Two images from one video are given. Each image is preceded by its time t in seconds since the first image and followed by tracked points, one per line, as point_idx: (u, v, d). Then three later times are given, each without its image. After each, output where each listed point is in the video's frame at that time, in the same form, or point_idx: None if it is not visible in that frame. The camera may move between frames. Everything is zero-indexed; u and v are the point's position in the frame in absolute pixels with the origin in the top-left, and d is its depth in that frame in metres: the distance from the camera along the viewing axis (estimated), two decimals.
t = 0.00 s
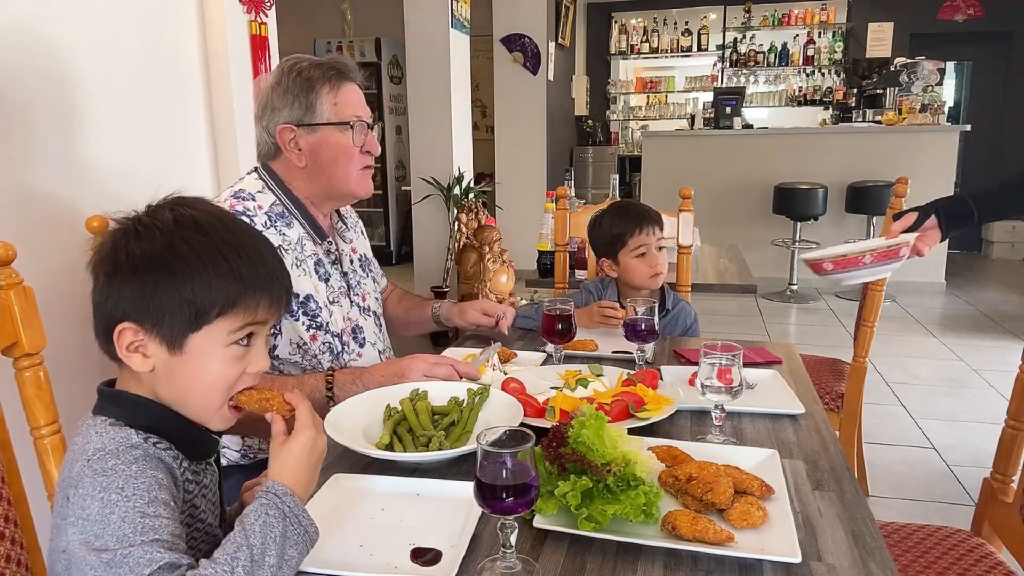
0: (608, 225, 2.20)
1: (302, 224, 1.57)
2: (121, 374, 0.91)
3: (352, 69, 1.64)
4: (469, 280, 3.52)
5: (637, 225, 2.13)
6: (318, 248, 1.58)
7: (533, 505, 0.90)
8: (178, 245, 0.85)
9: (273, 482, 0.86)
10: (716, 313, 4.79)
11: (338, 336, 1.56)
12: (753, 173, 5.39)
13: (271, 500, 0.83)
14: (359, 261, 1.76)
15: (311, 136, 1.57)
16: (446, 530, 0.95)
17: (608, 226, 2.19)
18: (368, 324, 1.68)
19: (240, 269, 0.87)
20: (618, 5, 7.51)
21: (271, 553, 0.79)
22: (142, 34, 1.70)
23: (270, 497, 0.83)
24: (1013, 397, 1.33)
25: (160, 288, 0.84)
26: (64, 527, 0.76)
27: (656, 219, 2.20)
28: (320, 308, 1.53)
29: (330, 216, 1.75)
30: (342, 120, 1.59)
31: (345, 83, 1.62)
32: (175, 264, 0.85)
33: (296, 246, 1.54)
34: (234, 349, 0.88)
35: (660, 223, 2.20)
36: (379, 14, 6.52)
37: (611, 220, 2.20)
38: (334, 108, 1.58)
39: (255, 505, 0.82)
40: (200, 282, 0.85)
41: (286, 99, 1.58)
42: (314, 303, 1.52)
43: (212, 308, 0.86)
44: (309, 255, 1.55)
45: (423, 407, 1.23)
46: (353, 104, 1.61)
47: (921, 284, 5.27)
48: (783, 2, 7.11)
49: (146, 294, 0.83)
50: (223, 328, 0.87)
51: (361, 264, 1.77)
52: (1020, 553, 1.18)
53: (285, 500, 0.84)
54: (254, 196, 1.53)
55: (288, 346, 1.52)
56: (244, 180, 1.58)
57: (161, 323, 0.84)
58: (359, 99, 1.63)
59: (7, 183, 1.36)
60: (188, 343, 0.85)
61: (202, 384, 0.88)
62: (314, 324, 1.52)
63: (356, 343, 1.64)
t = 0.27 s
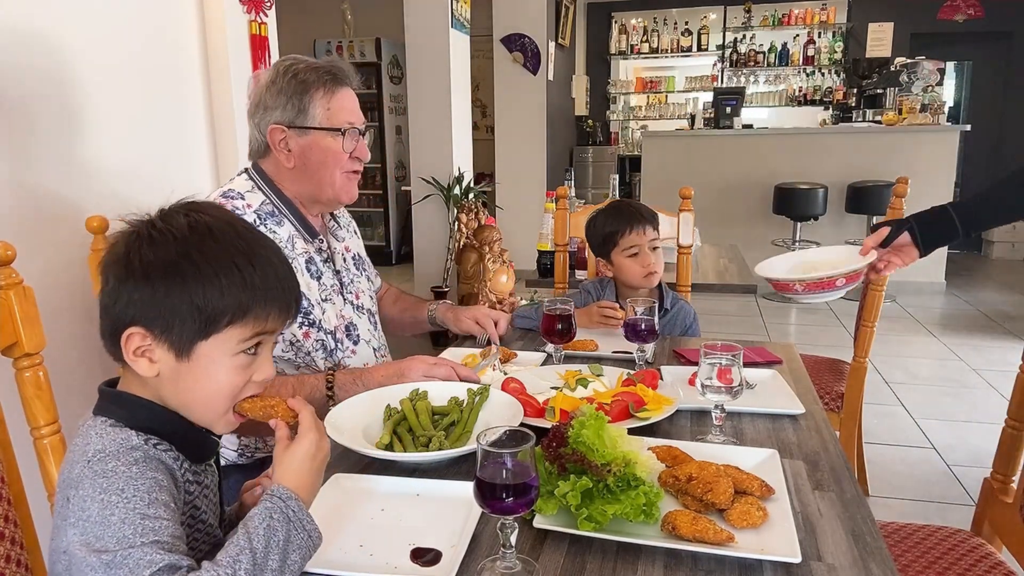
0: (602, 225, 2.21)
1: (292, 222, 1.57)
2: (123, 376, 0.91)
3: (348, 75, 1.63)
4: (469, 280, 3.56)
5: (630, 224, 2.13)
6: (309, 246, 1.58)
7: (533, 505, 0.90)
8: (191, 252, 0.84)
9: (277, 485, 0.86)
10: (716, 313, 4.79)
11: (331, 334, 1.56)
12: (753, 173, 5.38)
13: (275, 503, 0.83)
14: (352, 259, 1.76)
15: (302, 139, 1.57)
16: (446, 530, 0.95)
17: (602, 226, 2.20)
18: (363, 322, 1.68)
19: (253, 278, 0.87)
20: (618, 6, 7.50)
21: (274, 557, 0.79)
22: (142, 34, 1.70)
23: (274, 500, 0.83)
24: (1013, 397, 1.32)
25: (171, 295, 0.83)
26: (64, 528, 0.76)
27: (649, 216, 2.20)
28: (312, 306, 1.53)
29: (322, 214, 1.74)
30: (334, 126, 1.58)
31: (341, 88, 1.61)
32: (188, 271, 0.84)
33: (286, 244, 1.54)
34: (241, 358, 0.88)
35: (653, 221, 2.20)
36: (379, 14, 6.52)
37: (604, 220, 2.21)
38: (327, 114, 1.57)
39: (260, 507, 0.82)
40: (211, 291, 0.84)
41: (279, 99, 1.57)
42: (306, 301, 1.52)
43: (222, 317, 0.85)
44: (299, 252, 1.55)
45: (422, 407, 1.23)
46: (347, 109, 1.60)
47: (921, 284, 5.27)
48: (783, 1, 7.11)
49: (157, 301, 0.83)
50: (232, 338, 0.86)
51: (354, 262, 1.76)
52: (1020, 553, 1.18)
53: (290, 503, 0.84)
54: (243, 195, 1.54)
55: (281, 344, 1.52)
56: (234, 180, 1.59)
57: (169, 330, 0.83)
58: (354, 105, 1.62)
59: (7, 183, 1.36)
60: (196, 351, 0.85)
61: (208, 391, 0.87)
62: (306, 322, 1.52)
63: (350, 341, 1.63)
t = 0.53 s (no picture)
0: (601, 224, 2.21)
1: (288, 221, 1.57)
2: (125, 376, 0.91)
3: (347, 82, 1.63)
4: (469, 280, 3.55)
5: (628, 225, 2.13)
6: (305, 245, 1.58)
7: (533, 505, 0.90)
8: (204, 255, 0.84)
9: (285, 488, 0.86)
10: (716, 313, 4.79)
11: (327, 332, 1.56)
12: (753, 173, 5.38)
13: (283, 506, 0.83)
14: (348, 257, 1.76)
15: (296, 141, 1.57)
16: (446, 530, 0.95)
17: (601, 226, 2.21)
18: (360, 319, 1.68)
19: (263, 285, 0.87)
20: (618, 5, 7.50)
21: (280, 560, 0.79)
22: (141, 34, 1.70)
23: (282, 503, 0.83)
24: (1013, 397, 1.32)
25: (180, 297, 0.83)
26: (65, 527, 0.76)
27: (648, 216, 2.20)
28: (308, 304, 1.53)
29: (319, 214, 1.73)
30: (327, 130, 1.58)
31: (338, 93, 1.61)
32: (199, 274, 0.83)
33: (281, 242, 1.54)
34: (245, 363, 0.88)
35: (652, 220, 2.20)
36: (379, 14, 6.52)
37: (603, 220, 2.22)
38: (322, 117, 1.57)
39: (267, 509, 0.83)
40: (222, 296, 0.84)
41: (274, 100, 1.57)
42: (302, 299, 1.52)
43: (230, 322, 0.85)
44: (295, 251, 1.54)
45: (422, 407, 1.23)
46: (342, 114, 1.60)
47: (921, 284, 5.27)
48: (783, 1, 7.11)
49: (166, 301, 0.82)
50: (238, 342, 0.86)
51: (351, 260, 1.76)
52: (1019, 553, 1.18)
53: (297, 507, 0.84)
54: (238, 195, 1.54)
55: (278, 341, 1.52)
56: (229, 180, 1.60)
57: (177, 333, 0.83)
58: (349, 110, 1.62)
59: (7, 183, 1.36)
60: (202, 354, 0.85)
61: (211, 395, 0.87)
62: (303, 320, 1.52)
63: (348, 339, 1.63)
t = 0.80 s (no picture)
0: (599, 222, 2.21)
1: (289, 221, 1.57)
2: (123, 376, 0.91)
3: (343, 74, 1.62)
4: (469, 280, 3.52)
5: (626, 221, 2.13)
6: (307, 244, 1.58)
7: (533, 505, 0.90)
8: (209, 259, 0.84)
9: (309, 505, 0.84)
10: (716, 313, 4.79)
11: (330, 331, 1.56)
12: (753, 173, 5.38)
13: (303, 523, 0.81)
14: (350, 256, 1.76)
15: (298, 136, 1.56)
16: (446, 530, 0.95)
17: (599, 223, 2.21)
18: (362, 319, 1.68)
19: (265, 292, 0.87)
20: (618, 5, 7.50)
21: None
22: (141, 34, 1.70)
23: (303, 520, 0.82)
24: (1013, 397, 1.32)
25: (182, 299, 0.83)
26: (66, 529, 0.76)
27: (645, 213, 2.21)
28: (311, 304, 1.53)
29: (319, 213, 1.73)
30: (329, 123, 1.58)
31: (336, 87, 1.60)
32: (203, 278, 0.84)
33: (284, 242, 1.54)
34: (243, 370, 0.88)
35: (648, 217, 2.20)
36: (379, 14, 6.52)
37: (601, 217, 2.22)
38: (323, 111, 1.57)
39: (287, 524, 0.81)
40: (223, 301, 0.84)
41: (275, 96, 1.56)
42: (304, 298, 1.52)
43: (230, 327, 0.85)
44: (297, 250, 1.54)
45: (422, 407, 1.23)
46: (342, 108, 1.59)
47: (921, 284, 5.27)
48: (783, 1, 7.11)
49: (167, 302, 0.82)
50: (237, 348, 0.86)
51: (352, 260, 1.76)
52: (1020, 552, 1.18)
53: (317, 526, 0.82)
54: (240, 195, 1.54)
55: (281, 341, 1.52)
56: (230, 180, 1.59)
57: (176, 335, 0.83)
58: (349, 103, 1.61)
59: (7, 182, 1.36)
60: (199, 358, 0.85)
61: (207, 399, 0.87)
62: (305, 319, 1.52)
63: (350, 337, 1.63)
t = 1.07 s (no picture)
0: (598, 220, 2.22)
1: (291, 219, 1.57)
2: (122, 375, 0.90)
3: (344, 71, 1.63)
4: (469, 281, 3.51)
5: (625, 218, 2.13)
6: (308, 242, 1.58)
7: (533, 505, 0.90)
8: (198, 250, 0.84)
9: (324, 517, 0.82)
10: (716, 313, 4.79)
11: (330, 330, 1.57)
12: (753, 173, 5.38)
13: (318, 535, 0.80)
14: (351, 254, 1.76)
15: (302, 134, 1.56)
16: (446, 530, 0.95)
17: (598, 221, 2.21)
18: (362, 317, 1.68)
19: (257, 281, 0.87)
20: (618, 5, 7.50)
21: None
22: (141, 33, 1.70)
23: (318, 532, 0.80)
24: (1013, 397, 1.32)
25: (175, 292, 0.82)
26: (68, 530, 0.76)
27: (645, 212, 2.21)
28: (312, 302, 1.53)
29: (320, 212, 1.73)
30: (333, 120, 1.58)
31: (337, 85, 1.61)
32: (194, 270, 0.84)
33: (285, 240, 1.54)
34: (240, 362, 0.87)
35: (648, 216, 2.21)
36: (379, 14, 6.52)
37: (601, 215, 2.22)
38: (327, 109, 1.57)
39: (301, 534, 0.80)
40: (217, 292, 0.84)
41: (278, 94, 1.56)
42: (306, 297, 1.53)
43: (225, 318, 0.85)
44: (298, 249, 1.55)
45: (422, 407, 1.23)
46: (344, 105, 1.60)
47: (921, 284, 5.27)
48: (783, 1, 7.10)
49: (160, 296, 0.82)
50: (233, 339, 0.86)
51: (353, 258, 1.76)
52: (1020, 552, 1.18)
53: (331, 539, 0.80)
54: (240, 193, 1.54)
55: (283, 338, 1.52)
56: (230, 179, 1.59)
57: (172, 329, 0.83)
58: (350, 101, 1.62)
59: (7, 181, 1.36)
60: (197, 351, 0.85)
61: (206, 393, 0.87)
62: (307, 317, 1.53)
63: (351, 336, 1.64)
